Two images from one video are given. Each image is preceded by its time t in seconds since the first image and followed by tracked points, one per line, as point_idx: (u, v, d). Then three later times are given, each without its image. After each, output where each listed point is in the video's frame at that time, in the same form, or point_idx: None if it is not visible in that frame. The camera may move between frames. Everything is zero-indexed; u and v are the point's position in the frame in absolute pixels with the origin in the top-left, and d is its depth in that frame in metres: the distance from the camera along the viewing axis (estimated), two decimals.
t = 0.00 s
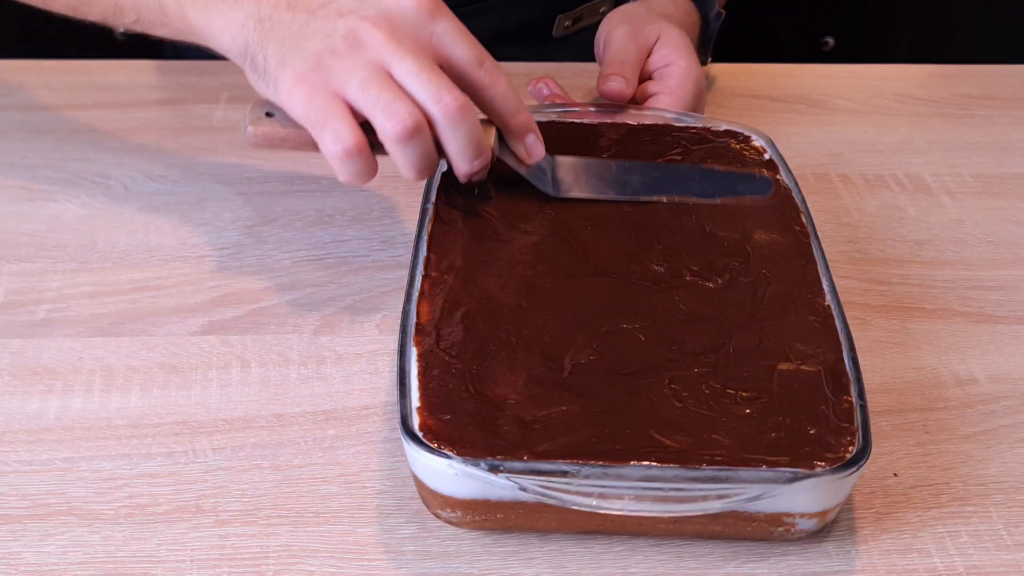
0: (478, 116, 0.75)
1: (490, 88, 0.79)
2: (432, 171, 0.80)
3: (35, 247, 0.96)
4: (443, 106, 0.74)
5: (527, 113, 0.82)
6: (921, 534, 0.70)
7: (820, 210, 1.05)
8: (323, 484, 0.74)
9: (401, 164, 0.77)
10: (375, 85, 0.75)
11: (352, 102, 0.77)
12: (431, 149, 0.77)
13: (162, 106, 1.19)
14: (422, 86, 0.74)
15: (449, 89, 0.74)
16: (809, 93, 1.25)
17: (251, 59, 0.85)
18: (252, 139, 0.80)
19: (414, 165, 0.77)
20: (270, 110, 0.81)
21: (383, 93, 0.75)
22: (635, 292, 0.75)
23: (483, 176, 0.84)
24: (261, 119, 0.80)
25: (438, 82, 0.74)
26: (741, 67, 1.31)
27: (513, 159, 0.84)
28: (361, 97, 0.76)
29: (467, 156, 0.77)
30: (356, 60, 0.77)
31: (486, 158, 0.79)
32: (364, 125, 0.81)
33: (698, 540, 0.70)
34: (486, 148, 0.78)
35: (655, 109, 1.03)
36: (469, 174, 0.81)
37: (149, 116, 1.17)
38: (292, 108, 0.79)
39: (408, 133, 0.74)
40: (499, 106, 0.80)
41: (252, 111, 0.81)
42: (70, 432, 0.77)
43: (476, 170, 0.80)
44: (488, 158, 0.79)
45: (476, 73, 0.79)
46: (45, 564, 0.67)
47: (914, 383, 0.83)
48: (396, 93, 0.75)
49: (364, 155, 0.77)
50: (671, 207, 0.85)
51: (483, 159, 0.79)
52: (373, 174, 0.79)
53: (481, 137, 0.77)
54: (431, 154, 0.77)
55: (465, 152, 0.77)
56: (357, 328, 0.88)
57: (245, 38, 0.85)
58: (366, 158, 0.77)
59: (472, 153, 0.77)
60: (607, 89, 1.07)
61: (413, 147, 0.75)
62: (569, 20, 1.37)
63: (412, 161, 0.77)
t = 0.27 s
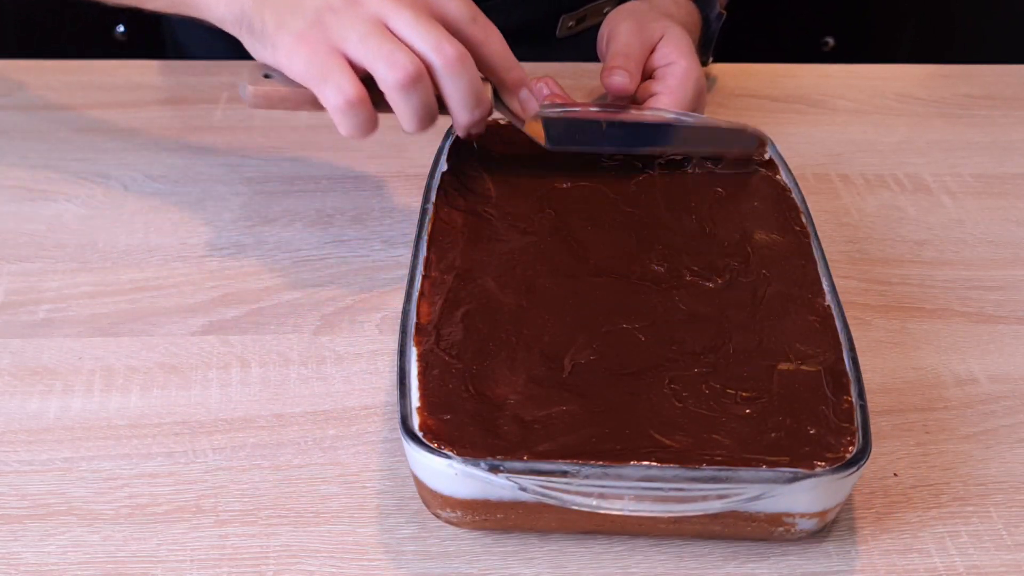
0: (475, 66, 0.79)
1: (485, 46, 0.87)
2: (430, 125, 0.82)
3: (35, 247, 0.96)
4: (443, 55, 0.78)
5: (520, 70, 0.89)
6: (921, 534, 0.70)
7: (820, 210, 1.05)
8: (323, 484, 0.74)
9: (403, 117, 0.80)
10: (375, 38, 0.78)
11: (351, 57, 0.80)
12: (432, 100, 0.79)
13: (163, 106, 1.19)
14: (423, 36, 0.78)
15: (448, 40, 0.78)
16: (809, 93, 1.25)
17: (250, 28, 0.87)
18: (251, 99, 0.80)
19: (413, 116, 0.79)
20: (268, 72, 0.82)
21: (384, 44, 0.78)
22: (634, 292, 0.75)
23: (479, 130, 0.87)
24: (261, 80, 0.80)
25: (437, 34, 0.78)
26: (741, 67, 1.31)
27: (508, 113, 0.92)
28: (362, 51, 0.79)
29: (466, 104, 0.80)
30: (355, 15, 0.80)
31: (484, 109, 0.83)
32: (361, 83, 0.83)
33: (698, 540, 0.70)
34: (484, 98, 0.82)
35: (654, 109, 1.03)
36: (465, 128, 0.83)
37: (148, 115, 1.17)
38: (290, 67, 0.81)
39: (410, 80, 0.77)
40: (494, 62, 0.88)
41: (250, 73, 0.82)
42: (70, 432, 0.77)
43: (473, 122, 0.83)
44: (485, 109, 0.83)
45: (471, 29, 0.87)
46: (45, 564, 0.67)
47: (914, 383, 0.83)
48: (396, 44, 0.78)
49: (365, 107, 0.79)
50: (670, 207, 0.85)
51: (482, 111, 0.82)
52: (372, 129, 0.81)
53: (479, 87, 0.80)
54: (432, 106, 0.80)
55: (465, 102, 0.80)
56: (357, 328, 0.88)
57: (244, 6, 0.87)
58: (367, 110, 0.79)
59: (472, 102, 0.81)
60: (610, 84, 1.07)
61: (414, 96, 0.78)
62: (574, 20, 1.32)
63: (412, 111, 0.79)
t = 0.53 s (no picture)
0: (478, 109, 0.76)
1: (494, 81, 0.80)
2: (431, 162, 0.80)
3: (35, 247, 0.96)
4: (443, 96, 0.74)
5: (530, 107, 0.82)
6: (921, 534, 0.70)
7: (820, 210, 1.05)
8: (323, 484, 0.74)
9: (400, 153, 0.77)
10: (375, 73, 0.75)
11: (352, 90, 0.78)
12: (431, 138, 0.77)
13: (163, 106, 1.19)
14: (424, 75, 0.75)
15: (450, 79, 0.75)
16: (809, 93, 1.25)
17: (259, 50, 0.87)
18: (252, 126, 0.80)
19: (412, 155, 0.77)
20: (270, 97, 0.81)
21: (384, 81, 0.75)
22: (634, 292, 0.75)
23: (485, 167, 0.84)
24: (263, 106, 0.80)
25: (440, 72, 0.75)
26: (740, 67, 1.31)
27: (516, 153, 0.84)
28: (362, 87, 0.76)
29: (467, 145, 0.77)
30: (357, 48, 0.78)
31: (486, 150, 0.79)
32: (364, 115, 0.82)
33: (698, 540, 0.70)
34: (487, 141, 0.79)
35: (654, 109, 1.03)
36: (468, 167, 0.80)
37: (148, 115, 1.17)
38: (291, 96, 0.80)
39: (408, 121, 0.74)
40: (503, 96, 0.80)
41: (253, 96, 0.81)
42: (70, 432, 0.77)
43: (476, 162, 0.80)
44: (487, 150, 0.79)
45: (480, 65, 0.79)
46: (45, 564, 0.67)
47: (914, 383, 0.83)
48: (396, 82, 0.75)
49: (362, 144, 0.77)
50: (671, 207, 0.85)
51: (483, 152, 0.79)
52: (371, 165, 0.79)
53: (480, 130, 0.77)
54: (430, 143, 0.77)
55: (465, 142, 0.77)
56: (357, 328, 0.88)
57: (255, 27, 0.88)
58: (364, 148, 0.78)
59: (473, 144, 0.77)
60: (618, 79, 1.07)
61: (412, 136, 0.75)
62: (574, 20, 1.33)
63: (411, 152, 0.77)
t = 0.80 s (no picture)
0: (489, 96, 0.78)
1: (499, 68, 0.82)
2: (441, 149, 0.82)
3: (35, 247, 0.96)
4: (456, 84, 0.77)
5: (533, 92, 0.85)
6: (921, 534, 0.70)
7: (820, 210, 1.05)
8: (323, 484, 0.74)
9: (413, 141, 0.79)
10: (388, 63, 0.77)
11: (364, 79, 0.80)
12: (443, 126, 0.79)
13: (163, 106, 1.19)
14: (437, 65, 0.77)
15: (462, 68, 0.77)
16: (809, 93, 1.25)
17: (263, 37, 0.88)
18: (262, 117, 0.81)
19: (425, 142, 0.79)
20: (280, 88, 0.82)
21: (397, 70, 0.77)
22: (634, 292, 0.75)
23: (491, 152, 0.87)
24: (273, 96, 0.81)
25: (452, 61, 0.77)
26: (740, 68, 1.31)
27: (520, 137, 0.86)
28: (375, 76, 0.78)
29: (478, 132, 0.80)
30: (368, 38, 0.79)
31: (496, 137, 0.82)
32: (373, 103, 0.83)
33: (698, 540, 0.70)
34: (496, 127, 0.81)
35: (654, 109, 1.03)
36: (477, 153, 0.83)
37: (149, 115, 1.17)
38: (302, 85, 0.81)
39: (423, 110, 0.76)
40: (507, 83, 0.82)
41: (261, 87, 0.81)
42: (70, 432, 0.77)
43: (485, 148, 0.82)
44: (497, 135, 0.82)
45: (484, 51, 0.82)
46: (45, 564, 0.67)
47: (914, 383, 0.83)
48: (409, 71, 0.77)
49: (376, 133, 0.79)
50: (670, 207, 0.85)
51: (492, 138, 0.81)
52: (383, 153, 0.81)
53: (491, 116, 0.79)
54: (442, 131, 0.79)
55: (476, 130, 0.79)
56: (357, 328, 0.88)
57: (260, 18, 0.89)
58: (378, 136, 0.79)
59: (484, 130, 0.80)
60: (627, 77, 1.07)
61: (426, 124, 0.77)
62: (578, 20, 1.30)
63: (424, 138, 0.79)
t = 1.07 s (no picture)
0: (459, 94, 0.77)
1: (476, 68, 0.82)
2: (413, 148, 0.81)
3: (35, 247, 0.96)
4: (424, 82, 0.76)
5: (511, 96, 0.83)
6: (921, 534, 0.70)
7: (820, 210, 1.05)
8: (323, 484, 0.74)
9: (383, 140, 0.79)
10: (358, 61, 0.78)
11: (335, 78, 0.80)
12: (412, 125, 0.79)
13: (163, 106, 1.19)
14: (405, 63, 0.77)
15: (433, 67, 0.77)
16: (809, 93, 1.25)
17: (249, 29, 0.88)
18: (238, 110, 0.82)
19: (393, 140, 0.79)
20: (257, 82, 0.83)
21: (367, 69, 0.77)
22: (634, 292, 0.75)
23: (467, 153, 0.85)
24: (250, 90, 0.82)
25: (422, 59, 0.77)
26: (740, 68, 1.31)
27: (496, 138, 0.85)
28: (345, 74, 0.78)
29: (449, 131, 0.79)
30: (342, 36, 0.80)
31: (468, 136, 0.81)
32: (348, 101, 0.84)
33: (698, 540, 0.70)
34: (468, 126, 0.80)
35: (654, 109, 1.03)
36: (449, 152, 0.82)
37: (149, 115, 1.17)
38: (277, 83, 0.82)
39: (389, 109, 0.76)
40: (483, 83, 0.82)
41: (240, 82, 0.83)
42: (70, 432, 0.77)
43: (456, 148, 0.81)
44: (468, 135, 0.80)
45: (462, 50, 0.82)
46: (45, 564, 0.67)
47: (914, 383, 0.83)
48: (378, 69, 0.77)
49: (342, 133, 0.80)
50: (671, 207, 0.85)
51: (464, 138, 0.80)
52: (352, 154, 0.82)
53: (461, 116, 0.78)
54: (410, 131, 0.79)
55: (446, 129, 0.78)
56: (357, 328, 0.88)
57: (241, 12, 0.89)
58: (344, 137, 0.80)
59: (453, 130, 0.79)
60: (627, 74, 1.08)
61: (394, 123, 0.77)
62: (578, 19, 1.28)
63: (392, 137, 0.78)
